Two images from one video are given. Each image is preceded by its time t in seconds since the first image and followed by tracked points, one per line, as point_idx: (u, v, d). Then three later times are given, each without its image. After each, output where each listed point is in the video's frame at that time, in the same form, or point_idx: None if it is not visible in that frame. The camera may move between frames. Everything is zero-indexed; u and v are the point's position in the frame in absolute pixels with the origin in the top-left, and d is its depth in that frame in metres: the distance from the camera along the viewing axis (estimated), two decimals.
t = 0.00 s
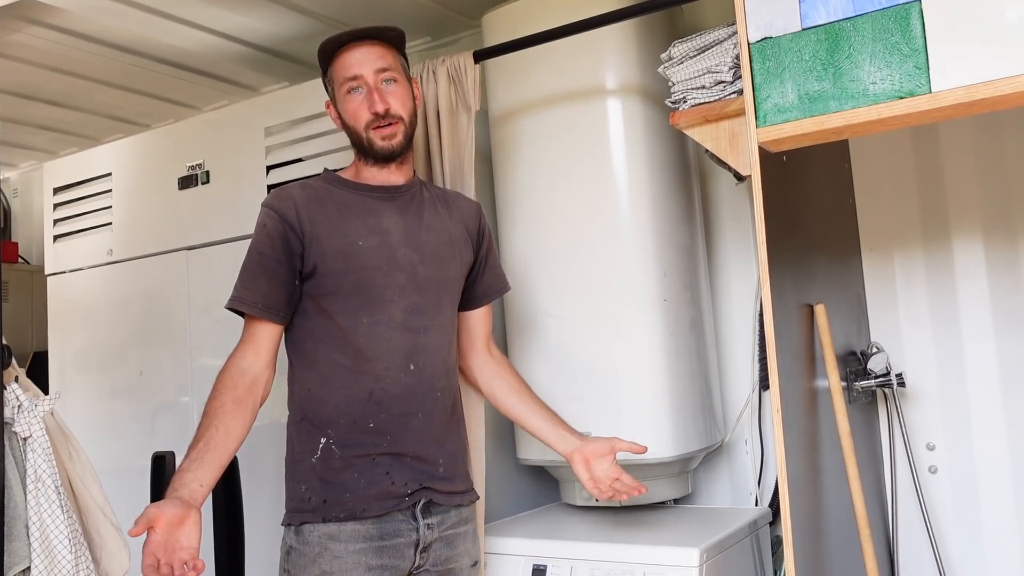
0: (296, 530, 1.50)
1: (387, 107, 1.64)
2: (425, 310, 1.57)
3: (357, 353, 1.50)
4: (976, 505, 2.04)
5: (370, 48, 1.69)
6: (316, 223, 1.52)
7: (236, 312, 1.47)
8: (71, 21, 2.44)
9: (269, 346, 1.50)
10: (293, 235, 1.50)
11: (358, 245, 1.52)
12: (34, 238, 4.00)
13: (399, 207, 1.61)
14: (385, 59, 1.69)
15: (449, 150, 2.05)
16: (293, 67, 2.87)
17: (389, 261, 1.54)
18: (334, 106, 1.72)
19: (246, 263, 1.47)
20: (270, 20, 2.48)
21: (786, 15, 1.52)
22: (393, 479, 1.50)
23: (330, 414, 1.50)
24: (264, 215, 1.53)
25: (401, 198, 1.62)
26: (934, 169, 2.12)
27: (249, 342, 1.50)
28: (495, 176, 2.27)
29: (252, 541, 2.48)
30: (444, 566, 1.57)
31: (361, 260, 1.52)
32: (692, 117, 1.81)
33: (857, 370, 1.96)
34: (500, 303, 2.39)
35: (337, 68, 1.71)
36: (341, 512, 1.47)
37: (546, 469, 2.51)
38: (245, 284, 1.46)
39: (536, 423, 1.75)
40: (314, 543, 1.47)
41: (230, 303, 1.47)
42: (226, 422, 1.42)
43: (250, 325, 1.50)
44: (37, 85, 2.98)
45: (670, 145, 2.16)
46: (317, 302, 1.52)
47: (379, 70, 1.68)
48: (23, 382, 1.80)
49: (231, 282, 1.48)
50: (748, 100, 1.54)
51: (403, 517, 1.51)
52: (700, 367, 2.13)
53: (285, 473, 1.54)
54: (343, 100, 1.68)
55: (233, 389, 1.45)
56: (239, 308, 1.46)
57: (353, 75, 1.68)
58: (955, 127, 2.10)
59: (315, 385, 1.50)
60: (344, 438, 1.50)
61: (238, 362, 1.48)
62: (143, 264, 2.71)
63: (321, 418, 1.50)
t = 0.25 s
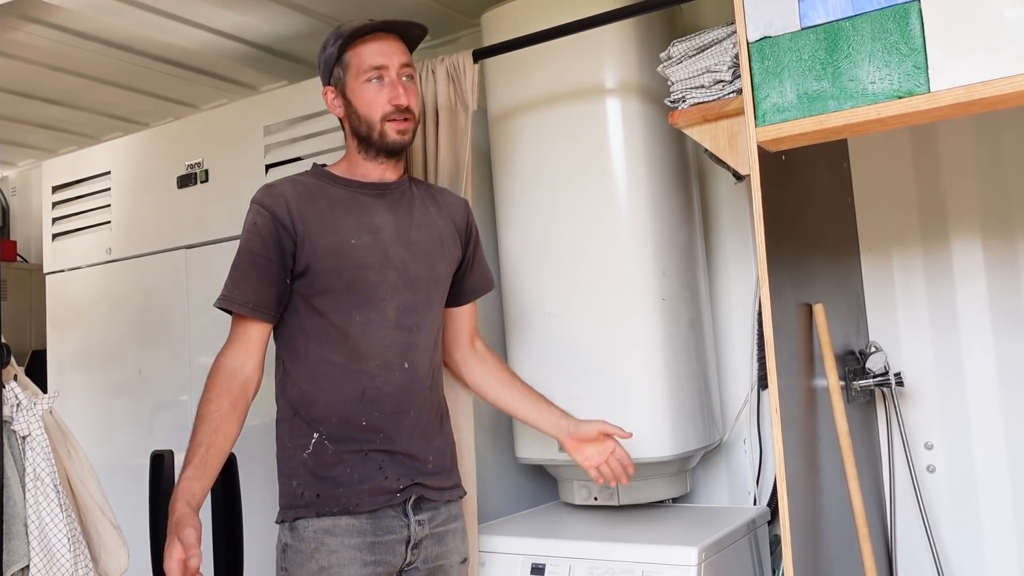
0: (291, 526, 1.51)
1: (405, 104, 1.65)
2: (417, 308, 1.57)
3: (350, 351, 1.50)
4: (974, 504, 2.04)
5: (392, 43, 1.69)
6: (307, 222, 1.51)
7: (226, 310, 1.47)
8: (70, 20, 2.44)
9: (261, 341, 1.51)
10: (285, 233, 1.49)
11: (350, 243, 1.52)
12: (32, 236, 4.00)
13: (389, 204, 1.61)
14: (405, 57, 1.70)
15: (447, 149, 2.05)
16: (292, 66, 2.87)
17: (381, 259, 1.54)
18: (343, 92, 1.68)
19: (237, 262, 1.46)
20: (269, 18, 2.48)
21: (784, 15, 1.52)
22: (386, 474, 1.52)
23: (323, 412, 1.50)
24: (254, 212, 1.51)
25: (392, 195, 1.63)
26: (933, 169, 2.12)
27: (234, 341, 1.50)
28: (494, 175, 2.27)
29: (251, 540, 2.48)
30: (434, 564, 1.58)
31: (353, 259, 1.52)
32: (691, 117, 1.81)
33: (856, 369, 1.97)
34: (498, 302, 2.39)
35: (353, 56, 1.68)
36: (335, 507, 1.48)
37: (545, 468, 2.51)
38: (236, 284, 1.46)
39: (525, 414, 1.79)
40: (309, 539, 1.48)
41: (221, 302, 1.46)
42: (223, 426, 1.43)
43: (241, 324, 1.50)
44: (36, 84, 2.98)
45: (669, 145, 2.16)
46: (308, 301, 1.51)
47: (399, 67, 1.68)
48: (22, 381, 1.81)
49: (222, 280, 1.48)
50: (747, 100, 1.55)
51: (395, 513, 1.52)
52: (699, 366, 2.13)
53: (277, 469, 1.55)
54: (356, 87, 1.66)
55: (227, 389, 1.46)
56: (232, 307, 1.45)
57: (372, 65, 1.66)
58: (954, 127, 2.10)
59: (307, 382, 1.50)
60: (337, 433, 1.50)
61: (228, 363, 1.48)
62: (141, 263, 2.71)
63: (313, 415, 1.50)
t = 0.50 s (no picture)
0: (295, 532, 1.48)
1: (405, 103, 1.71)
2: (402, 298, 1.61)
3: (348, 348, 1.52)
4: (972, 504, 2.04)
5: (394, 39, 1.73)
6: (301, 217, 1.51)
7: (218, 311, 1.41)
8: (69, 19, 2.44)
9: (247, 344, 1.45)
10: (280, 229, 1.48)
11: (344, 237, 1.54)
12: (32, 235, 4.00)
13: (370, 197, 1.64)
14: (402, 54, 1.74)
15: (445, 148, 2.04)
16: (292, 66, 2.87)
17: (372, 253, 1.57)
18: (347, 75, 1.66)
19: (233, 261, 1.42)
20: (269, 18, 2.48)
21: (784, 15, 1.52)
22: (388, 475, 1.55)
23: (321, 412, 1.50)
24: (242, 208, 1.48)
25: (368, 185, 1.65)
26: (933, 169, 2.13)
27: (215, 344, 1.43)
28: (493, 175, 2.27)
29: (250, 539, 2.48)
30: (426, 561, 1.62)
31: (347, 253, 1.54)
32: (691, 117, 1.82)
33: (855, 370, 1.97)
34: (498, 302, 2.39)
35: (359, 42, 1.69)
36: (343, 510, 1.49)
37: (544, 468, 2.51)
38: (232, 284, 1.41)
39: (530, 341, 1.90)
40: (317, 545, 1.47)
41: (215, 302, 1.40)
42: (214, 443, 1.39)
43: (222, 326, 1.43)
44: (35, 83, 2.98)
45: (668, 145, 2.16)
46: (301, 298, 1.51)
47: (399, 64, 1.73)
48: (22, 380, 1.81)
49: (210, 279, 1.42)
50: (746, 100, 1.55)
51: (394, 513, 1.55)
52: (698, 366, 2.13)
53: (271, 475, 1.51)
54: (362, 76, 1.67)
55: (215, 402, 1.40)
56: (229, 308, 1.40)
57: (380, 59, 1.69)
58: (953, 127, 2.10)
59: (302, 382, 1.50)
60: (339, 434, 1.51)
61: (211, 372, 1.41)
62: (140, 263, 2.70)
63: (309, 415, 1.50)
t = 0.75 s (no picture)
0: (285, 536, 1.49)
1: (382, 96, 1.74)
2: (383, 291, 1.65)
3: (340, 347, 1.55)
4: (971, 505, 2.04)
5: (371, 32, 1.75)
6: (291, 218, 1.52)
7: (215, 316, 1.38)
8: (70, 19, 2.44)
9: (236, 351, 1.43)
10: (274, 232, 1.48)
11: (333, 235, 1.56)
12: (32, 236, 4.00)
13: (348, 190, 1.66)
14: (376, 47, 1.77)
15: (444, 147, 2.04)
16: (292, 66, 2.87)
17: (359, 248, 1.60)
18: (331, 64, 1.66)
19: (229, 264, 1.40)
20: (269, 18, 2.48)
21: (784, 15, 1.52)
22: (379, 475, 1.59)
23: (315, 413, 1.52)
24: (231, 209, 1.45)
25: (344, 177, 1.67)
26: (933, 169, 2.13)
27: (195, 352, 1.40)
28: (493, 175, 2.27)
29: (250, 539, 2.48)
30: (416, 563, 1.67)
31: (337, 251, 1.56)
32: (691, 117, 1.82)
33: (855, 370, 1.97)
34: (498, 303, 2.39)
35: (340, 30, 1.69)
36: (336, 513, 1.52)
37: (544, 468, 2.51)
38: (228, 288, 1.39)
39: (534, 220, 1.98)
40: (309, 549, 1.49)
41: (212, 307, 1.37)
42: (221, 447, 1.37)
43: (210, 331, 1.40)
44: (35, 83, 2.98)
45: (668, 145, 2.16)
46: (291, 299, 1.51)
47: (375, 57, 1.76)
48: (22, 380, 1.81)
49: (204, 284, 1.38)
50: (746, 101, 1.55)
51: (382, 516, 1.59)
52: (697, 367, 2.13)
53: (261, 479, 1.51)
54: (345, 67, 1.67)
55: (211, 407, 1.37)
56: (227, 313, 1.38)
57: (361, 51, 1.70)
58: (953, 128, 2.10)
59: (294, 385, 1.51)
60: (332, 434, 1.54)
61: (198, 384, 1.38)
62: (140, 263, 2.70)
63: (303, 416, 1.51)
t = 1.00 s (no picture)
0: (279, 542, 1.53)
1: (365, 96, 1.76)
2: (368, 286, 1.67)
3: (333, 350, 1.56)
4: (972, 506, 2.05)
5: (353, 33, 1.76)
6: (281, 223, 1.52)
7: (211, 329, 1.38)
8: (71, 19, 2.44)
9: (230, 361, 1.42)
10: (266, 240, 1.48)
11: (323, 237, 1.57)
12: (32, 236, 4.00)
13: (331, 188, 1.67)
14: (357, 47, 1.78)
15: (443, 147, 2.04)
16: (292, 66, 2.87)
17: (348, 246, 1.61)
18: (318, 62, 1.66)
19: (223, 278, 1.40)
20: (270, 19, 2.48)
21: (784, 16, 1.52)
22: (372, 473, 1.61)
23: (309, 413, 1.54)
24: (221, 220, 1.45)
25: (327, 175, 1.68)
26: (933, 170, 2.13)
27: (183, 369, 1.37)
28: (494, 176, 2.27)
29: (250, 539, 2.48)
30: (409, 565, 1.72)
31: (328, 252, 1.57)
32: (691, 117, 1.82)
33: (855, 370, 1.97)
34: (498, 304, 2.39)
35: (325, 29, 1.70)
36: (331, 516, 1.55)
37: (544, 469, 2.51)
38: (223, 300, 1.39)
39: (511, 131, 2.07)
40: (303, 556, 1.53)
41: (208, 321, 1.37)
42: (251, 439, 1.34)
43: (204, 343, 1.39)
44: (36, 83, 2.98)
45: (668, 146, 2.16)
46: (283, 303, 1.52)
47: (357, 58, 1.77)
48: (23, 380, 1.81)
49: (198, 298, 1.38)
50: (746, 102, 1.55)
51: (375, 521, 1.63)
52: (698, 367, 2.14)
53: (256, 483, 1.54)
54: (330, 67, 1.68)
55: (219, 410, 1.34)
56: (221, 326, 1.38)
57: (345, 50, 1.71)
58: (954, 128, 2.11)
59: (287, 388, 1.52)
60: (324, 434, 1.56)
61: (195, 400, 1.35)
62: (140, 263, 2.70)
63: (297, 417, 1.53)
